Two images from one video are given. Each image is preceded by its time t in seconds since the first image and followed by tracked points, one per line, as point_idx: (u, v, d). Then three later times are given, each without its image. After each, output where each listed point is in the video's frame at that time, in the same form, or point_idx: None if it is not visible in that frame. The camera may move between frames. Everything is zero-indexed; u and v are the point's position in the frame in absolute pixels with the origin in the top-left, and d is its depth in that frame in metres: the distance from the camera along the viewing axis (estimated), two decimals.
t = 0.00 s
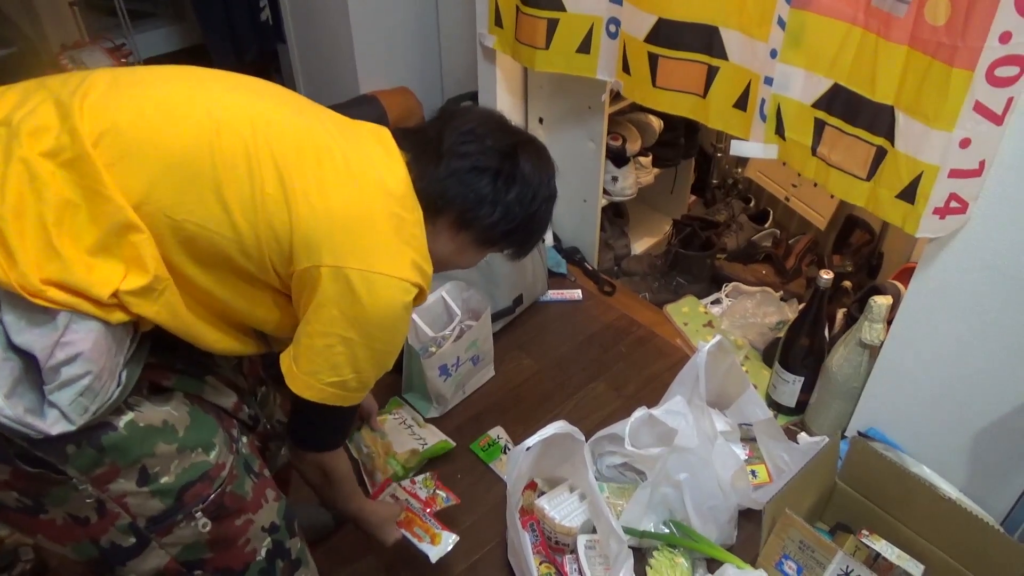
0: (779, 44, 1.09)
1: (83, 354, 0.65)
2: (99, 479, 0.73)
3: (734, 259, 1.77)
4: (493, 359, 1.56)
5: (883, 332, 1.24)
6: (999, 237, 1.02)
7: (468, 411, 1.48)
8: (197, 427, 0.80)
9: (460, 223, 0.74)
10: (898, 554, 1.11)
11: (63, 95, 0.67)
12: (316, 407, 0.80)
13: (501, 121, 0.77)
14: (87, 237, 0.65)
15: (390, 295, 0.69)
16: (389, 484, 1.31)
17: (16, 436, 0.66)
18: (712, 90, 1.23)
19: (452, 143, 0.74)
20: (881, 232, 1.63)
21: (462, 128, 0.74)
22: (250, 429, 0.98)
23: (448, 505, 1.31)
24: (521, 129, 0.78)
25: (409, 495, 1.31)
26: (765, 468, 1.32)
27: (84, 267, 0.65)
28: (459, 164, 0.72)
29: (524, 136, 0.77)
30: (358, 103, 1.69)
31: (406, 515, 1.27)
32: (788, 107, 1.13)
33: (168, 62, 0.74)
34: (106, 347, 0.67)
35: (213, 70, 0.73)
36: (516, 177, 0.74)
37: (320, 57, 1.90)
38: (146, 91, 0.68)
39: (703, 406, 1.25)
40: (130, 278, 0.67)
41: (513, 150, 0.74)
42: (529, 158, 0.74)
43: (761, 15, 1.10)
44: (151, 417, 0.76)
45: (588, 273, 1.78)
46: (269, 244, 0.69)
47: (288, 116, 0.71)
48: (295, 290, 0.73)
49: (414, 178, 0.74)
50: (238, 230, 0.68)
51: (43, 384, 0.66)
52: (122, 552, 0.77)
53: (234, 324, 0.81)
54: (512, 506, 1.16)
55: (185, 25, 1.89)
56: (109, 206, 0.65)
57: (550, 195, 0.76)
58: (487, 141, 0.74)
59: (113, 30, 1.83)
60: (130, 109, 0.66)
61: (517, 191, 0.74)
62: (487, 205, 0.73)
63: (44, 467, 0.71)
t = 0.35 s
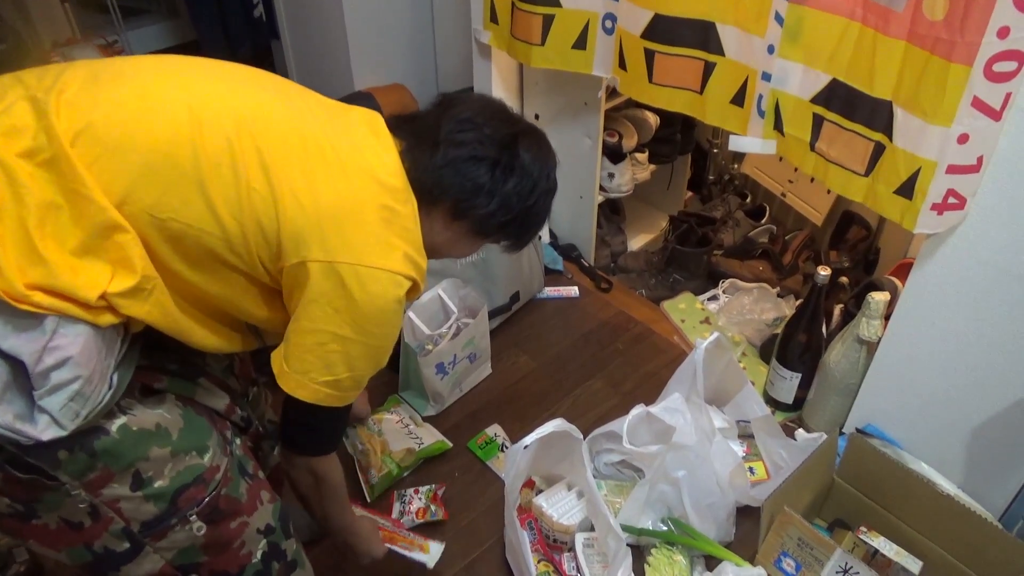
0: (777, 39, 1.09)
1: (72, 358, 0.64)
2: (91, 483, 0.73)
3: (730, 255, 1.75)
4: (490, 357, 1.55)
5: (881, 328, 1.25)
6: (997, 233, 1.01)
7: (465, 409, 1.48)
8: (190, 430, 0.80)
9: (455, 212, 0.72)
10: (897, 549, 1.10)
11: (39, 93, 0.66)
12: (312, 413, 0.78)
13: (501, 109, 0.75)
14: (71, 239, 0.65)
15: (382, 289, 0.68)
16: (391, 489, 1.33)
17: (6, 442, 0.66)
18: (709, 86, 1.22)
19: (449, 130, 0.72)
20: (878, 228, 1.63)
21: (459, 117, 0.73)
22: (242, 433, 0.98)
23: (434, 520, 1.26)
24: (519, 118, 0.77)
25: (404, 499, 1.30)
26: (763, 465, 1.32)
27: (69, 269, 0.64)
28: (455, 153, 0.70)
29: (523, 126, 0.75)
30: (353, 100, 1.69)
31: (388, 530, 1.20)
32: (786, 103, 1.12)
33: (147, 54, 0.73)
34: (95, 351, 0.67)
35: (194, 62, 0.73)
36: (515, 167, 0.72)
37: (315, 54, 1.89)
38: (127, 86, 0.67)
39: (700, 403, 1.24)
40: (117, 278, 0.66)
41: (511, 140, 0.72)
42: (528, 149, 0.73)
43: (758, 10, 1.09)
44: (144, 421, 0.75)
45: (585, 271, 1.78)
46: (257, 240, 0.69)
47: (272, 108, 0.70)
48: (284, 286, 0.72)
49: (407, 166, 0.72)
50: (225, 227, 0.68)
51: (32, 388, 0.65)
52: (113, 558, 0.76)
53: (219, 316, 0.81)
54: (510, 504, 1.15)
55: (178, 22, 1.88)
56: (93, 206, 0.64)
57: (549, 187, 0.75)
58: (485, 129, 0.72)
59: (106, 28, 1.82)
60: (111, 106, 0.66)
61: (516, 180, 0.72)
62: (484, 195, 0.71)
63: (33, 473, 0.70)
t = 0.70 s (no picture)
0: (776, 35, 1.08)
1: (57, 364, 0.64)
2: (78, 487, 0.72)
3: (729, 251, 1.74)
4: (488, 353, 1.55)
5: (879, 324, 1.24)
6: (996, 230, 1.01)
7: (463, 406, 1.48)
8: (181, 433, 0.80)
9: (460, 228, 0.71)
10: (894, 545, 1.08)
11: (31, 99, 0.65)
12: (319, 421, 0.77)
13: (517, 129, 0.75)
14: (58, 247, 0.65)
15: (378, 308, 0.67)
16: (389, 485, 1.33)
17: None
18: (709, 82, 1.22)
19: (462, 145, 0.71)
20: (877, 223, 1.63)
21: (474, 131, 0.72)
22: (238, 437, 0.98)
23: (432, 516, 1.26)
24: (535, 137, 0.76)
25: (402, 496, 1.30)
26: (761, 461, 1.32)
27: (54, 277, 0.64)
28: (466, 168, 0.69)
29: (539, 147, 0.75)
30: (351, 96, 1.68)
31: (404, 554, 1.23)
32: (785, 98, 1.12)
33: (146, 58, 0.72)
34: (82, 356, 0.67)
35: (193, 67, 0.72)
36: (525, 189, 0.71)
37: (313, 49, 1.88)
38: (121, 94, 0.67)
39: (699, 400, 1.24)
40: (104, 289, 0.66)
41: (525, 161, 0.72)
42: (541, 171, 0.72)
43: (757, 5, 1.09)
44: (132, 424, 0.75)
45: (584, 267, 1.77)
46: (247, 252, 0.68)
47: (270, 119, 0.69)
48: (279, 301, 0.71)
49: (413, 179, 0.72)
50: (215, 239, 0.67)
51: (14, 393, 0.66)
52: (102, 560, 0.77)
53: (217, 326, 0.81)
54: (507, 501, 1.15)
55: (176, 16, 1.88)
56: (80, 216, 0.64)
57: (558, 214, 0.74)
58: (500, 147, 0.71)
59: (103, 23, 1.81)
60: (104, 115, 0.65)
61: (524, 203, 0.71)
62: (489, 214, 0.70)
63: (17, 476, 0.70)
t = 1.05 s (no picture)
0: (774, 30, 1.08)
1: (44, 380, 0.65)
2: (70, 500, 0.73)
3: (727, 247, 1.75)
4: (486, 350, 1.55)
5: (877, 320, 1.24)
6: (993, 224, 1.01)
7: (462, 403, 1.48)
8: (178, 446, 0.79)
9: (476, 249, 0.69)
10: (892, 541, 1.08)
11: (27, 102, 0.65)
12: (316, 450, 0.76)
13: (541, 143, 0.72)
14: (47, 259, 0.65)
15: (380, 334, 0.66)
16: (388, 483, 1.33)
17: None
18: (706, 78, 1.22)
19: (480, 161, 0.69)
20: (875, 218, 1.63)
21: (493, 147, 0.69)
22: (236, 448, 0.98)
23: (431, 513, 1.26)
24: (560, 152, 0.73)
25: (401, 492, 1.29)
26: (759, 457, 1.31)
27: (43, 290, 0.64)
28: (484, 185, 0.67)
29: (563, 163, 0.72)
30: (348, 92, 1.68)
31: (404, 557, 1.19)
32: (783, 93, 1.11)
33: (158, 61, 0.72)
34: (71, 371, 0.68)
35: (206, 74, 0.71)
36: (546, 209, 0.68)
37: (310, 46, 1.87)
38: (128, 102, 0.66)
39: (698, 396, 1.26)
40: (93, 303, 0.66)
41: (547, 178, 0.69)
42: (563, 189, 0.69)
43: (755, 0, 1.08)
44: (126, 439, 0.75)
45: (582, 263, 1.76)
46: (243, 269, 0.68)
47: (274, 132, 0.68)
48: (277, 319, 0.70)
49: (427, 199, 0.70)
50: (209, 255, 0.67)
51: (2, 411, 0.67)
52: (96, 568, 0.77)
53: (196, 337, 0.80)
54: (506, 497, 1.16)
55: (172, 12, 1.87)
56: (71, 230, 0.64)
57: (583, 234, 0.71)
58: (519, 163, 0.68)
59: (98, 20, 1.79)
60: (100, 125, 0.65)
61: (545, 222, 0.68)
62: (508, 236, 0.67)
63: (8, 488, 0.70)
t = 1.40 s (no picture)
0: (772, 28, 1.08)
1: (57, 395, 0.68)
2: (84, 513, 0.78)
3: (724, 246, 1.75)
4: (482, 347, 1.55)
5: (873, 318, 1.25)
6: (989, 223, 1.02)
7: (459, 400, 1.48)
8: (191, 459, 0.84)
9: (511, 265, 0.67)
10: (888, 539, 1.09)
11: (42, 111, 0.67)
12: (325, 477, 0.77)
13: (583, 153, 0.69)
14: (61, 273, 0.67)
15: (399, 351, 0.66)
16: (385, 480, 1.33)
17: None
18: (704, 76, 1.22)
19: (514, 172, 0.66)
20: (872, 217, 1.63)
21: (530, 157, 0.67)
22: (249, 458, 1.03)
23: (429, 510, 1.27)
24: (602, 162, 0.70)
25: (397, 489, 1.29)
26: (755, 454, 1.32)
27: (56, 303, 0.67)
28: (519, 199, 0.65)
29: (605, 175, 0.69)
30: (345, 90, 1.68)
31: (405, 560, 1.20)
32: (781, 92, 1.11)
33: (183, 69, 0.72)
34: (83, 386, 0.71)
35: (230, 84, 0.72)
36: (584, 224, 0.66)
37: (307, 42, 1.87)
38: (147, 116, 0.67)
39: (694, 394, 1.27)
40: (105, 317, 0.69)
41: (586, 191, 0.66)
42: (602, 204, 0.67)
43: None
44: (140, 453, 0.79)
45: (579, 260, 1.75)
46: (258, 284, 0.69)
47: (292, 143, 0.68)
48: (294, 334, 0.72)
49: (457, 211, 0.68)
50: (223, 270, 0.68)
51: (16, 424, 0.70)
52: None
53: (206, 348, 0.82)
54: (503, 495, 1.15)
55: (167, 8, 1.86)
56: (84, 246, 0.66)
57: (624, 250, 0.68)
58: (557, 176, 0.66)
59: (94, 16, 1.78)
60: (115, 139, 0.66)
61: (584, 238, 0.66)
62: (543, 251, 0.65)
63: (24, 500, 0.75)
